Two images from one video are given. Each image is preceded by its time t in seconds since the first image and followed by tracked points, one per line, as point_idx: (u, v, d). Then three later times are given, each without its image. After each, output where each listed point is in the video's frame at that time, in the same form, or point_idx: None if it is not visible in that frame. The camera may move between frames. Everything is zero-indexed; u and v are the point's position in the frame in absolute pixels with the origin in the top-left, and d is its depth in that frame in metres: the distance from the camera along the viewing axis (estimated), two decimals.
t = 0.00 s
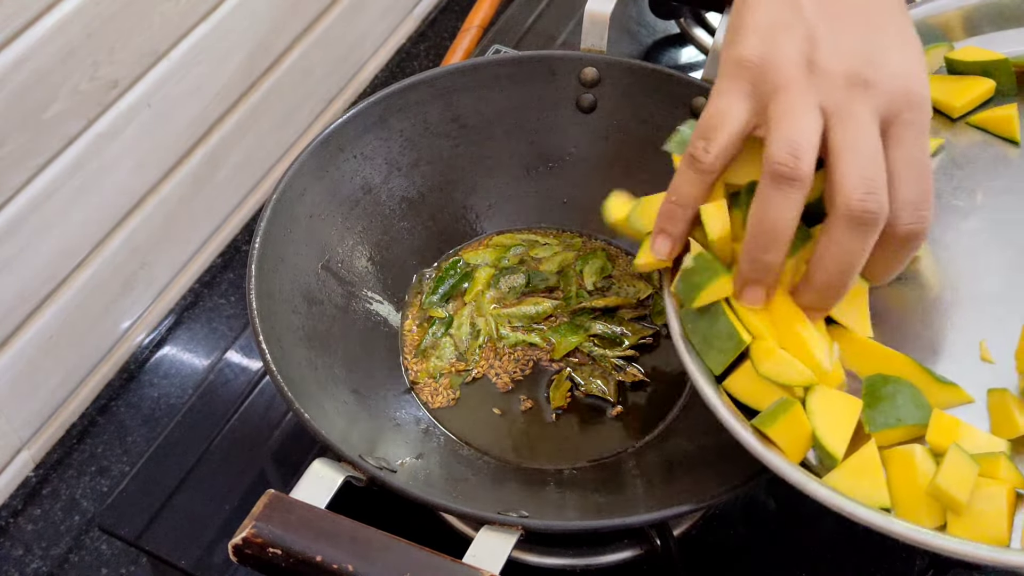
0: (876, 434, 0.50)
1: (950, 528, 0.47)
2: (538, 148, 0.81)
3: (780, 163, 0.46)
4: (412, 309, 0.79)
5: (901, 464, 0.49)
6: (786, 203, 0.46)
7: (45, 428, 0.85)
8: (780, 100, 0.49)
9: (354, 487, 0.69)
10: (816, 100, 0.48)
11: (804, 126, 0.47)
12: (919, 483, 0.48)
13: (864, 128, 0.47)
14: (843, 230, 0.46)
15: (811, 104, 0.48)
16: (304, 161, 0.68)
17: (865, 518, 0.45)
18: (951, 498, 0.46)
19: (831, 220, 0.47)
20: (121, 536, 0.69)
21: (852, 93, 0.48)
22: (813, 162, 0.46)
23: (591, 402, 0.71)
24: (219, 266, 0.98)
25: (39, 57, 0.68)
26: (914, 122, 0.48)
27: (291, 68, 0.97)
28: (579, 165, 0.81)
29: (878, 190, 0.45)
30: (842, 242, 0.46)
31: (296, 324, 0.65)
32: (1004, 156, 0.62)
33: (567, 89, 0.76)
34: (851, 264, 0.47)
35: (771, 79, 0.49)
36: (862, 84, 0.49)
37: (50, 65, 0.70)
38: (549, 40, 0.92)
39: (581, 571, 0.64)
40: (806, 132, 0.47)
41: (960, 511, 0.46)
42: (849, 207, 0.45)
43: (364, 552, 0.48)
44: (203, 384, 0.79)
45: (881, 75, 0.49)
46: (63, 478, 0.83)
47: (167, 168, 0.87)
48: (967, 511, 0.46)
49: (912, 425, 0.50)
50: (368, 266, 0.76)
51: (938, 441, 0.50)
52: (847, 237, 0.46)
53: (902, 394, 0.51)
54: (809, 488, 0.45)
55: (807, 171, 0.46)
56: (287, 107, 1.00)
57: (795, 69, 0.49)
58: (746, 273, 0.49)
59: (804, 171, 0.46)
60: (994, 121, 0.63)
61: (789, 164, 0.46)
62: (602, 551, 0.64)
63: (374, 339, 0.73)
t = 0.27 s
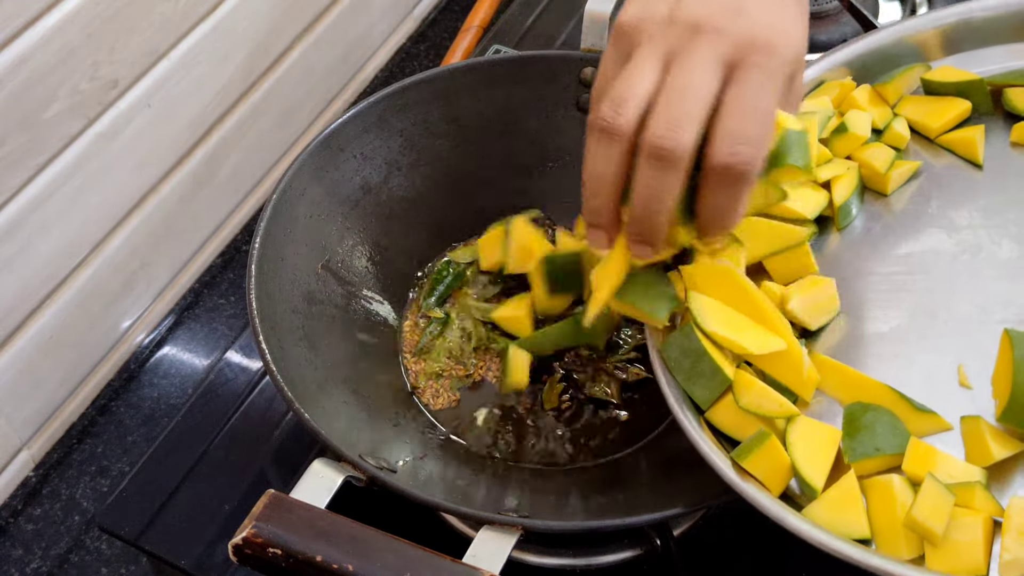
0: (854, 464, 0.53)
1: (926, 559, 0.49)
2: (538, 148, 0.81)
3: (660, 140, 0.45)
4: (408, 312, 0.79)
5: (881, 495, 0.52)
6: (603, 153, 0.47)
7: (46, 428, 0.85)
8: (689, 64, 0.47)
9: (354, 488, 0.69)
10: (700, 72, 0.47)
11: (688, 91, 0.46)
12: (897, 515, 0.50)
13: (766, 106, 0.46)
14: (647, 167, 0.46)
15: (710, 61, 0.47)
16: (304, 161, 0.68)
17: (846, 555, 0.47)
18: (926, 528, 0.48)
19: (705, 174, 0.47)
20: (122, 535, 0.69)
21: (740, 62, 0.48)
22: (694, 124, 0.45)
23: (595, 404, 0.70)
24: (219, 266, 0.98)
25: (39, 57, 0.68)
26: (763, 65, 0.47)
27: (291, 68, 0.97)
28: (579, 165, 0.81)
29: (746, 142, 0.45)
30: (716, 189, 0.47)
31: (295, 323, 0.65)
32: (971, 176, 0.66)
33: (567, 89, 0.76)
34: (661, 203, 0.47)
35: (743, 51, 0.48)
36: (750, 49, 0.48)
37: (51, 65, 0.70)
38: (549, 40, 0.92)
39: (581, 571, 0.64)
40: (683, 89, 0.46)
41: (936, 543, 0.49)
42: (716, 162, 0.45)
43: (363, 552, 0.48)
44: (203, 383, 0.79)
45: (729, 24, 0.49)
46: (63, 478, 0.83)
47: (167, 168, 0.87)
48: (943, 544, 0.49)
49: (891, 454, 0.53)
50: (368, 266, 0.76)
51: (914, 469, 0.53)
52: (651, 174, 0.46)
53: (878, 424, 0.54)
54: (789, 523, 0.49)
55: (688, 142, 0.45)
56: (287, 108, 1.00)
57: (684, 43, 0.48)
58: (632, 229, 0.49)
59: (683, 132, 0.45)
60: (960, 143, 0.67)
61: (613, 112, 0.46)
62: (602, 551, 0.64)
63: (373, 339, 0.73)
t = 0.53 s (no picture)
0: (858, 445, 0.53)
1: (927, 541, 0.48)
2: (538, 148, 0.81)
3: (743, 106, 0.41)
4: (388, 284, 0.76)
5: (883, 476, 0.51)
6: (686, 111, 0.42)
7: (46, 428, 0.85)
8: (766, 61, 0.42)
9: (354, 488, 0.69)
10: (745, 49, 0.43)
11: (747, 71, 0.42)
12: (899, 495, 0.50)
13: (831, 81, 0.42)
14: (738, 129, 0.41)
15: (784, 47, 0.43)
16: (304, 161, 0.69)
17: (847, 532, 0.45)
18: (930, 510, 0.47)
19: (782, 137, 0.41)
20: (122, 535, 0.69)
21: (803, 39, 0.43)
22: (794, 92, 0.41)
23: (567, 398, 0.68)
24: (219, 266, 0.98)
25: (39, 57, 0.68)
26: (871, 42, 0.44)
27: (291, 68, 0.97)
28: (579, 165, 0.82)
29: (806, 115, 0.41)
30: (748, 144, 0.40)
31: (295, 323, 0.65)
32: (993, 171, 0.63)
33: (567, 89, 0.76)
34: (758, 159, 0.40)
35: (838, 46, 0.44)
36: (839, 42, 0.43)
37: (51, 65, 0.70)
38: (549, 40, 0.92)
39: (581, 571, 0.64)
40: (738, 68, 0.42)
41: (938, 525, 0.48)
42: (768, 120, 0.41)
43: (363, 552, 0.48)
44: (203, 383, 0.79)
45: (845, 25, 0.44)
46: (63, 477, 0.83)
47: (167, 168, 0.87)
48: (945, 526, 0.48)
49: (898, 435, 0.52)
50: (367, 266, 0.76)
51: (919, 453, 0.52)
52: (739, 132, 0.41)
53: (885, 405, 0.53)
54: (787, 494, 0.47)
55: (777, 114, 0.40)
56: (287, 107, 1.00)
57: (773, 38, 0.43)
58: (818, 220, 0.43)
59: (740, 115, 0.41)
60: (982, 136, 0.64)
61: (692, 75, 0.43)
62: (602, 551, 0.64)
63: (373, 339, 0.73)
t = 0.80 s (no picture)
0: (853, 400, 0.49)
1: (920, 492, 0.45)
2: (537, 148, 0.81)
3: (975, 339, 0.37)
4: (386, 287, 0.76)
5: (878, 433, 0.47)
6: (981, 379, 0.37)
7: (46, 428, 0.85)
8: None
9: (355, 488, 0.69)
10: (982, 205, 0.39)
11: (960, 238, 0.40)
12: (893, 450, 0.46)
13: None
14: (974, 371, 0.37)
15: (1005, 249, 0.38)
16: (304, 161, 0.68)
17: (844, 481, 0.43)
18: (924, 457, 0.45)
19: None
20: (122, 535, 0.69)
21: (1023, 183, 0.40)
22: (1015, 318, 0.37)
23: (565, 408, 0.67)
24: (219, 266, 0.98)
25: (38, 58, 0.68)
26: None
27: (291, 68, 0.97)
28: (579, 165, 0.82)
29: None
30: None
31: (295, 323, 0.65)
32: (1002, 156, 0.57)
33: (567, 89, 0.76)
34: None
35: None
36: None
37: (51, 65, 0.70)
38: (549, 40, 0.92)
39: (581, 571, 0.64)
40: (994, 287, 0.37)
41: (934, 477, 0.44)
42: None
43: (363, 552, 0.48)
44: (202, 384, 0.79)
45: None
46: (63, 477, 0.83)
47: (167, 168, 0.87)
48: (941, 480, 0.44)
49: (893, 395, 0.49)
50: (367, 266, 0.76)
51: (913, 409, 0.48)
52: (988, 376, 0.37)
53: (881, 361, 0.49)
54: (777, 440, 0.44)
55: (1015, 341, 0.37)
56: (287, 108, 1.00)
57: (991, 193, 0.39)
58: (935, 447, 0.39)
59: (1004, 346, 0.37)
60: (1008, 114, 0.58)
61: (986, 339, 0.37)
62: (602, 551, 0.64)
63: (373, 340, 0.73)
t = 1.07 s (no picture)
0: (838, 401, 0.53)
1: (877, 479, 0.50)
2: (537, 148, 0.81)
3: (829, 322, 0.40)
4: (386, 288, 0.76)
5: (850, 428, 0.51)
6: (722, 327, 0.41)
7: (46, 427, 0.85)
8: (809, 243, 0.42)
9: (354, 488, 0.69)
10: (799, 207, 0.43)
11: (734, 199, 0.45)
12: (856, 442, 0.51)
13: (914, 267, 0.41)
14: (825, 350, 0.40)
15: (846, 241, 0.42)
16: (304, 161, 0.68)
17: (836, 486, 0.44)
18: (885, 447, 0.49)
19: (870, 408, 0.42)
20: (121, 535, 0.69)
21: (874, 220, 0.43)
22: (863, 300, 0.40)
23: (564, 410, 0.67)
24: (219, 266, 0.98)
25: (38, 58, 0.68)
26: (950, 240, 0.43)
27: (291, 69, 0.97)
28: (579, 165, 0.82)
29: (942, 333, 0.40)
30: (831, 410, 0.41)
31: (295, 323, 0.65)
32: (1000, 155, 0.60)
33: (567, 89, 0.76)
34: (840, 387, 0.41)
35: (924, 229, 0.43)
36: (828, 205, 0.43)
37: (51, 65, 0.70)
38: (549, 40, 0.92)
39: (581, 571, 0.64)
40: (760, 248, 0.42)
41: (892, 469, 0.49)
42: (907, 364, 0.40)
43: (363, 552, 0.48)
44: (202, 384, 0.79)
45: (904, 203, 0.44)
46: (63, 477, 0.83)
47: (167, 168, 0.87)
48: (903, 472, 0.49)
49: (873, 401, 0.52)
50: (367, 266, 0.76)
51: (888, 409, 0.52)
52: (826, 354, 0.40)
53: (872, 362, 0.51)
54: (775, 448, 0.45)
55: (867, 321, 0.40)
56: (287, 108, 1.00)
57: (815, 210, 0.43)
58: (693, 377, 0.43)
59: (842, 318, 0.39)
60: (990, 116, 0.61)
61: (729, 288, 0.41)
62: (603, 551, 0.64)
63: (373, 339, 0.73)
